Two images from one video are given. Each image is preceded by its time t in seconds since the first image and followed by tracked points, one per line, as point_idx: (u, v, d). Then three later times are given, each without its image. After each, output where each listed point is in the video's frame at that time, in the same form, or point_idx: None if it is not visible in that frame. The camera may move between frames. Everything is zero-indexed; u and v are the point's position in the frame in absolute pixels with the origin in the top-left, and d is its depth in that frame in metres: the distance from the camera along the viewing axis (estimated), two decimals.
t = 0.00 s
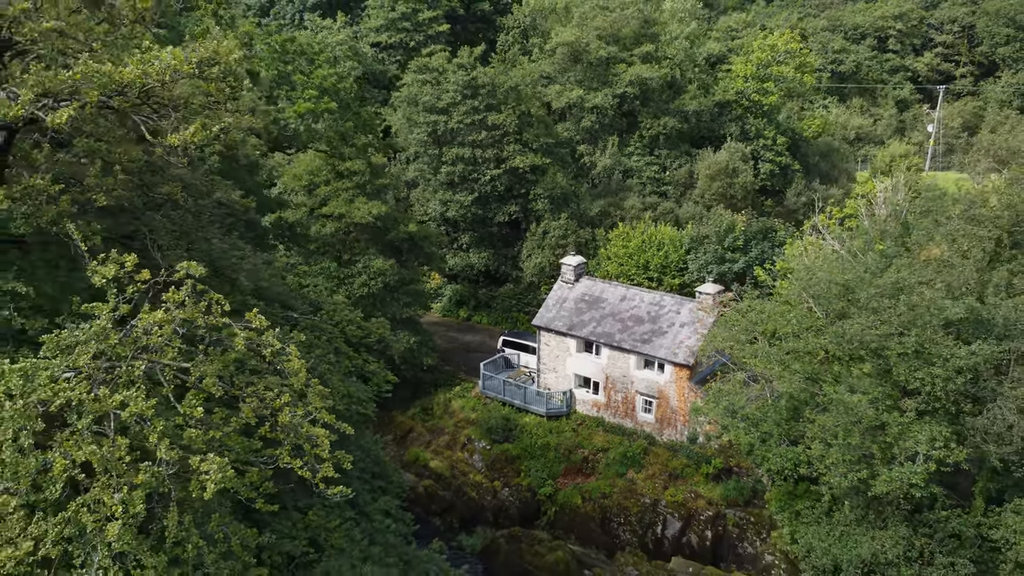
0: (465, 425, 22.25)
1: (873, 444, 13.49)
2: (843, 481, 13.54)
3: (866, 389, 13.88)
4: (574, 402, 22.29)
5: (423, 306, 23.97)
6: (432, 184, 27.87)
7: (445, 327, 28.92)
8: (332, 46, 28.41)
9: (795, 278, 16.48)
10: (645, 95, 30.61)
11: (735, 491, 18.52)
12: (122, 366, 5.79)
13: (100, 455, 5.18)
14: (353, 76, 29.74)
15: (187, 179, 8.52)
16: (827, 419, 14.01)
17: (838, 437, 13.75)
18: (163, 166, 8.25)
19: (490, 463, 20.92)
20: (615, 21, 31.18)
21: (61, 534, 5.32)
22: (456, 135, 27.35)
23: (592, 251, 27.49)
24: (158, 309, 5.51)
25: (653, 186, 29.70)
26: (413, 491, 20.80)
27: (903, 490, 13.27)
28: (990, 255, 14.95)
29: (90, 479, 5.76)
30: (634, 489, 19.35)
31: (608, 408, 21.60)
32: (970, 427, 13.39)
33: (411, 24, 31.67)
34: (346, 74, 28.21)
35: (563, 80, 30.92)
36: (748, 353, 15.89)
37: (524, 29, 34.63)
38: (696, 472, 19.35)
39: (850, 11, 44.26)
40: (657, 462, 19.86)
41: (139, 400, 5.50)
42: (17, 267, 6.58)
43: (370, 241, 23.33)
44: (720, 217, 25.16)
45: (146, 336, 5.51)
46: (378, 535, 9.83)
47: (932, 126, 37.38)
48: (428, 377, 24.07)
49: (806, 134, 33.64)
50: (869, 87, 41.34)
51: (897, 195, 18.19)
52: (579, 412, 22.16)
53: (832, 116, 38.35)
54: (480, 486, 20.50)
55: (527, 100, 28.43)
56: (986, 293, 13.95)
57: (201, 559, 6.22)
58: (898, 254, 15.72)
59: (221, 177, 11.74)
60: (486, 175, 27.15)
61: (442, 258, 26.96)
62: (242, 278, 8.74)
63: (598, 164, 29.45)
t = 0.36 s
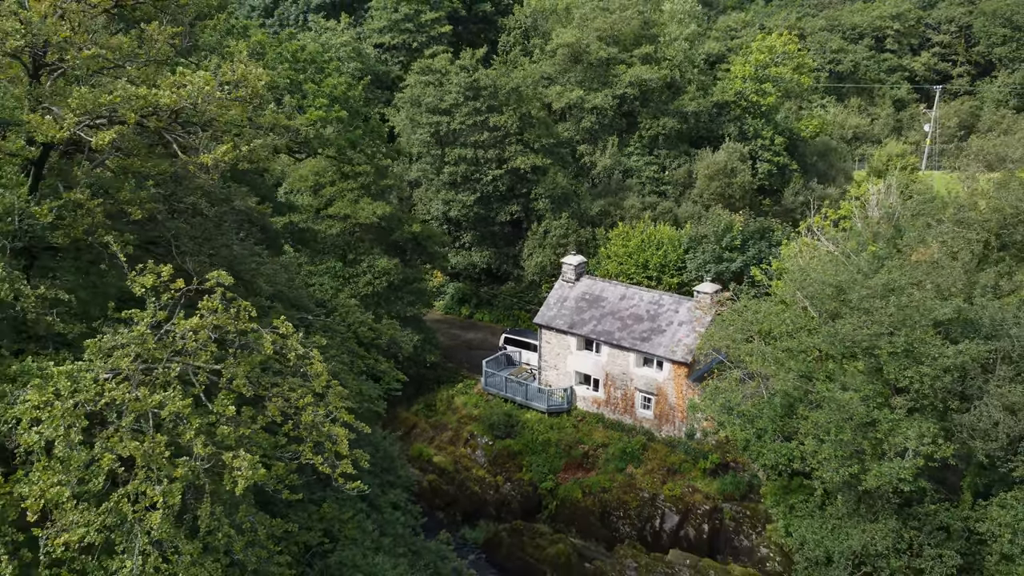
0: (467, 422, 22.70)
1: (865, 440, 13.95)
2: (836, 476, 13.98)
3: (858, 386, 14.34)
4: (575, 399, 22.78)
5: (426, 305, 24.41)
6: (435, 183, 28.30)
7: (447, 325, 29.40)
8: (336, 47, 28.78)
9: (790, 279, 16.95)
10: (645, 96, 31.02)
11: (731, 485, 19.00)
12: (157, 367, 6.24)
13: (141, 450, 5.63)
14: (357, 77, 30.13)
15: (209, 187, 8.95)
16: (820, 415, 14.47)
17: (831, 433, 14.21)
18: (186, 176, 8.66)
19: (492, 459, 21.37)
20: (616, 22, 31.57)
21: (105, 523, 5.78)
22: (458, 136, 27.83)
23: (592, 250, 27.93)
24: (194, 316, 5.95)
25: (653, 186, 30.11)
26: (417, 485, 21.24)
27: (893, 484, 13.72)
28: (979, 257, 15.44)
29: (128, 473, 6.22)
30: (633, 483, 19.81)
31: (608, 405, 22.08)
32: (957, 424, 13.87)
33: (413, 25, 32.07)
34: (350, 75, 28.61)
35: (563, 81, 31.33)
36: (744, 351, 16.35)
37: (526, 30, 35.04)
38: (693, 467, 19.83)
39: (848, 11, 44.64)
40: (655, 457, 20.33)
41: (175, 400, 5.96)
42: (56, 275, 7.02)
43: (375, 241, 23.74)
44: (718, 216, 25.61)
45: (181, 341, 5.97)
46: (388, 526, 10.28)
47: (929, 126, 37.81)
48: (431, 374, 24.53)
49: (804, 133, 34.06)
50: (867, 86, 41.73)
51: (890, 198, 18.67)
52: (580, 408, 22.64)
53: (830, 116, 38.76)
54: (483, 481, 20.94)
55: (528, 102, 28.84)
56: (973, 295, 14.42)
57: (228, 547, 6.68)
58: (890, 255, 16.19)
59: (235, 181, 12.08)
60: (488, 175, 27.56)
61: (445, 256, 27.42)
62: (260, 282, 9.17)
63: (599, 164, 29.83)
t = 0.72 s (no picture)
0: (471, 417, 23.25)
1: (855, 435, 14.50)
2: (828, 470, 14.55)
3: (849, 382, 14.88)
4: (576, 395, 23.36)
5: (430, 303, 24.95)
6: (438, 183, 28.84)
7: (450, 322, 29.99)
8: (341, 48, 29.27)
9: (784, 279, 17.50)
10: (645, 97, 31.51)
11: (727, 479, 19.61)
12: (194, 369, 6.79)
13: (183, 445, 6.19)
14: (361, 78, 30.57)
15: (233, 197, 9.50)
16: (812, 412, 15.02)
17: (823, 429, 14.77)
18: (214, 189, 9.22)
19: (495, 453, 21.92)
20: (616, 23, 32.04)
21: (149, 511, 6.34)
22: (461, 137, 28.30)
23: (593, 249, 28.47)
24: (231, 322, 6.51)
25: (652, 185, 30.59)
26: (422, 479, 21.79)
27: (882, 478, 14.28)
28: (966, 258, 16.00)
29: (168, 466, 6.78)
30: (632, 477, 20.38)
31: (608, 401, 22.67)
32: (944, 421, 14.42)
33: (417, 27, 32.56)
34: (355, 76, 29.09)
35: (563, 82, 31.87)
36: (740, 349, 16.90)
37: (528, 30, 35.54)
38: (691, 462, 20.42)
39: (846, 10, 45.06)
40: (654, 452, 20.91)
41: (212, 399, 6.50)
42: (98, 284, 7.58)
43: (380, 240, 24.24)
44: (716, 216, 26.07)
45: (219, 345, 6.52)
46: (400, 517, 10.84)
47: (925, 125, 38.31)
48: (435, 370, 25.08)
49: (802, 133, 34.57)
50: (865, 86, 42.15)
51: (882, 201, 19.22)
52: (580, 404, 23.23)
53: (827, 115, 39.23)
54: (486, 475, 21.51)
55: (530, 103, 29.35)
56: (959, 296, 15.00)
57: (257, 534, 7.24)
58: (880, 257, 16.75)
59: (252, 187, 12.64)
60: (490, 175, 28.11)
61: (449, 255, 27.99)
62: (280, 287, 9.72)
63: (599, 163, 30.29)
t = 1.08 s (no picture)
0: (474, 413, 23.76)
1: (847, 431, 15.01)
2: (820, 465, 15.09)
3: (842, 380, 15.40)
4: (577, 391, 23.91)
5: (434, 301, 25.46)
6: (442, 183, 29.37)
7: (453, 319, 30.60)
8: (345, 50, 29.72)
9: (780, 279, 18.03)
10: (645, 97, 31.96)
11: (725, 473, 20.18)
12: (224, 369, 7.31)
13: (218, 440, 6.71)
14: (365, 78, 30.99)
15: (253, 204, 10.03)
16: (806, 408, 15.55)
17: (816, 425, 15.29)
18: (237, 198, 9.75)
19: (498, 448, 22.44)
20: (616, 24, 32.48)
21: (185, 501, 6.85)
22: (464, 137, 28.77)
23: (594, 247, 28.94)
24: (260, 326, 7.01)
25: (652, 185, 30.97)
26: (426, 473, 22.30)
27: (874, 472, 14.79)
28: (956, 260, 16.53)
29: (200, 459, 7.30)
30: (632, 471, 20.92)
31: (609, 397, 23.22)
32: (933, 417, 14.87)
33: (419, 28, 33.03)
34: (359, 78, 29.56)
35: (564, 83, 32.21)
36: (737, 347, 17.42)
37: (529, 31, 36.01)
38: (690, 456, 20.99)
39: (845, 10, 45.50)
40: (653, 447, 21.45)
41: (242, 397, 7.02)
42: (131, 289, 8.10)
43: (385, 239, 24.68)
44: (715, 216, 26.48)
45: (249, 346, 7.03)
46: (411, 508, 11.35)
47: (922, 125, 38.79)
48: (439, 367, 25.59)
49: (799, 133, 35.05)
50: (862, 85, 42.47)
51: (875, 203, 19.76)
52: (581, 400, 23.77)
53: (825, 114, 39.68)
54: (490, 469, 22.03)
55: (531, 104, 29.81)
56: (947, 296, 15.52)
57: (282, 522, 7.76)
58: (873, 258, 17.30)
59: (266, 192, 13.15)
60: (493, 175, 28.61)
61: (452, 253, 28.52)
62: (298, 290, 10.24)
63: (599, 163, 30.70)
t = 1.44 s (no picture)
0: (477, 408, 24.31)
1: (839, 426, 15.53)
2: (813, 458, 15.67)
3: (835, 376, 15.92)
4: (578, 387, 24.47)
5: (438, 299, 26.00)
6: (445, 182, 29.87)
7: (457, 316, 31.31)
8: (350, 51, 30.19)
9: (776, 279, 18.59)
10: (645, 97, 32.40)
11: (722, 467, 20.78)
12: (252, 367, 7.85)
13: (248, 433, 7.25)
14: (369, 78, 31.44)
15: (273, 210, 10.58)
16: (800, 404, 16.09)
17: (810, 419, 15.83)
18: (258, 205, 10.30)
19: (501, 442, 22.98)
20: (617, 25, 32.93)
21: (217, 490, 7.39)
22: (468, 137, 29.25)
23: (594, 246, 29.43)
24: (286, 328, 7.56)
25: (651, 184, 31.32)
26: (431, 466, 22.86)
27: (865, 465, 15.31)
28: (947, 260, 17.07)
29: (230, 451, 7.85)
30: (632, 465, 21.49)
31: (609, 393, 23.78)
32: (922, 413, 15.29)
33: (423, 29, 33.49)
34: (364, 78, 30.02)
35: (565, 83, 32.71)
36: (734, 344, 17.95)
37: (531, 32, 36.57)
38: (688, 451, 21.59)
39: (843, 10, 45.96)
40: (653, 441, 22.03)
41: (270, 394, 7.55)
42: (161, 292, 8.64)
43: (390, 238, 25.17)
44: (713, 216, 26.98)
45: (276, 347, 7.58)
46: (421, 499, 11.88)
47: (918, 124, 39.27)
48: (443, 362, 26.15)
49: (798, 133, 35.30)
50: (859, 85, 42.70)
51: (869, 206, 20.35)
52: (582, 396, 24.34)
53: (823, 113, 40.17)
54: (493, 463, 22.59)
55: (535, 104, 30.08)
56: (937, 296, 16.06)
57: (304, 510, 8.29)
58: (865, 259, 17.91)
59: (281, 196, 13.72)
60: (495, 175, 29.11)
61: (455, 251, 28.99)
62: (315, 291, 10.78)
63: (600, 162, 31.16)
